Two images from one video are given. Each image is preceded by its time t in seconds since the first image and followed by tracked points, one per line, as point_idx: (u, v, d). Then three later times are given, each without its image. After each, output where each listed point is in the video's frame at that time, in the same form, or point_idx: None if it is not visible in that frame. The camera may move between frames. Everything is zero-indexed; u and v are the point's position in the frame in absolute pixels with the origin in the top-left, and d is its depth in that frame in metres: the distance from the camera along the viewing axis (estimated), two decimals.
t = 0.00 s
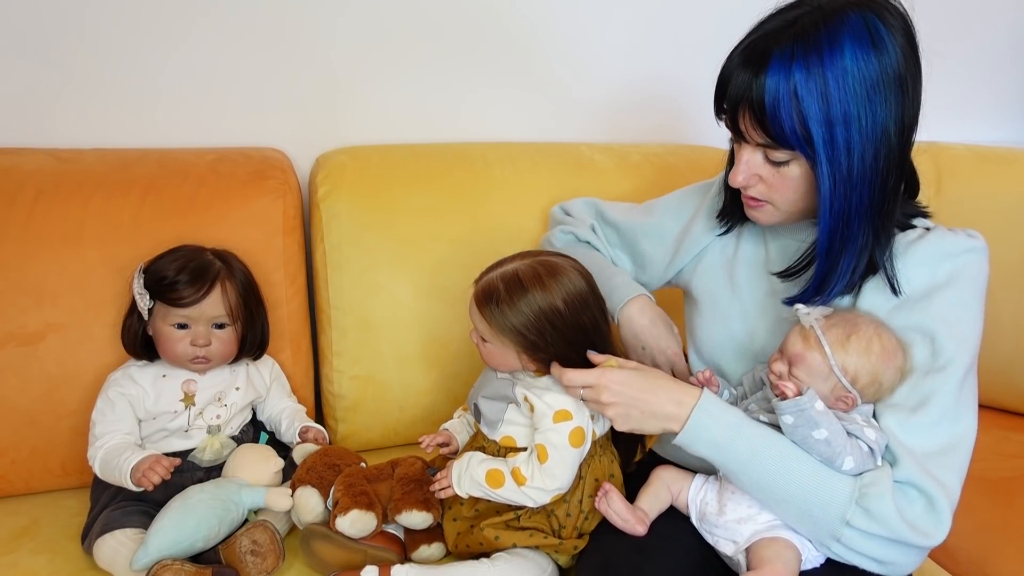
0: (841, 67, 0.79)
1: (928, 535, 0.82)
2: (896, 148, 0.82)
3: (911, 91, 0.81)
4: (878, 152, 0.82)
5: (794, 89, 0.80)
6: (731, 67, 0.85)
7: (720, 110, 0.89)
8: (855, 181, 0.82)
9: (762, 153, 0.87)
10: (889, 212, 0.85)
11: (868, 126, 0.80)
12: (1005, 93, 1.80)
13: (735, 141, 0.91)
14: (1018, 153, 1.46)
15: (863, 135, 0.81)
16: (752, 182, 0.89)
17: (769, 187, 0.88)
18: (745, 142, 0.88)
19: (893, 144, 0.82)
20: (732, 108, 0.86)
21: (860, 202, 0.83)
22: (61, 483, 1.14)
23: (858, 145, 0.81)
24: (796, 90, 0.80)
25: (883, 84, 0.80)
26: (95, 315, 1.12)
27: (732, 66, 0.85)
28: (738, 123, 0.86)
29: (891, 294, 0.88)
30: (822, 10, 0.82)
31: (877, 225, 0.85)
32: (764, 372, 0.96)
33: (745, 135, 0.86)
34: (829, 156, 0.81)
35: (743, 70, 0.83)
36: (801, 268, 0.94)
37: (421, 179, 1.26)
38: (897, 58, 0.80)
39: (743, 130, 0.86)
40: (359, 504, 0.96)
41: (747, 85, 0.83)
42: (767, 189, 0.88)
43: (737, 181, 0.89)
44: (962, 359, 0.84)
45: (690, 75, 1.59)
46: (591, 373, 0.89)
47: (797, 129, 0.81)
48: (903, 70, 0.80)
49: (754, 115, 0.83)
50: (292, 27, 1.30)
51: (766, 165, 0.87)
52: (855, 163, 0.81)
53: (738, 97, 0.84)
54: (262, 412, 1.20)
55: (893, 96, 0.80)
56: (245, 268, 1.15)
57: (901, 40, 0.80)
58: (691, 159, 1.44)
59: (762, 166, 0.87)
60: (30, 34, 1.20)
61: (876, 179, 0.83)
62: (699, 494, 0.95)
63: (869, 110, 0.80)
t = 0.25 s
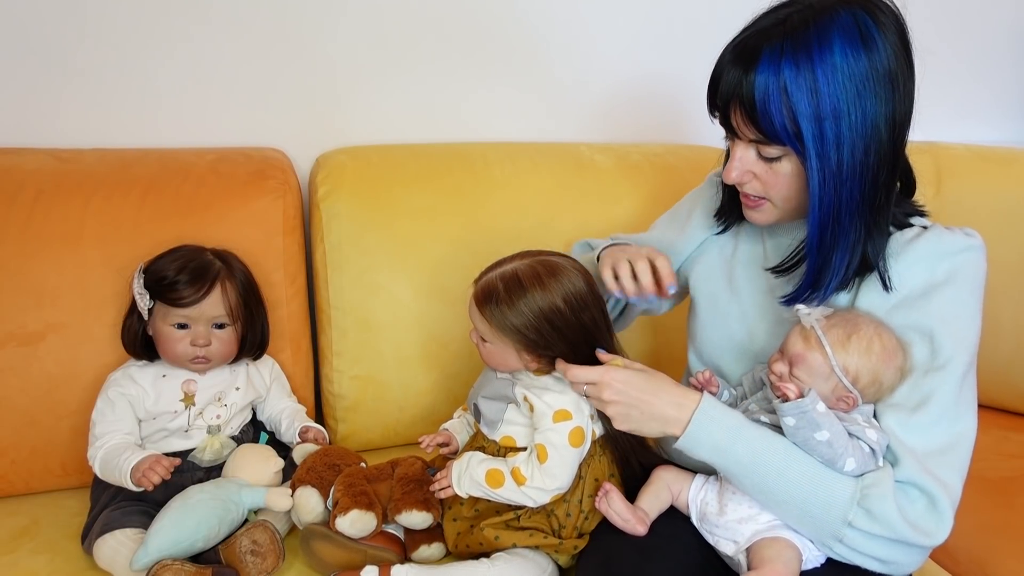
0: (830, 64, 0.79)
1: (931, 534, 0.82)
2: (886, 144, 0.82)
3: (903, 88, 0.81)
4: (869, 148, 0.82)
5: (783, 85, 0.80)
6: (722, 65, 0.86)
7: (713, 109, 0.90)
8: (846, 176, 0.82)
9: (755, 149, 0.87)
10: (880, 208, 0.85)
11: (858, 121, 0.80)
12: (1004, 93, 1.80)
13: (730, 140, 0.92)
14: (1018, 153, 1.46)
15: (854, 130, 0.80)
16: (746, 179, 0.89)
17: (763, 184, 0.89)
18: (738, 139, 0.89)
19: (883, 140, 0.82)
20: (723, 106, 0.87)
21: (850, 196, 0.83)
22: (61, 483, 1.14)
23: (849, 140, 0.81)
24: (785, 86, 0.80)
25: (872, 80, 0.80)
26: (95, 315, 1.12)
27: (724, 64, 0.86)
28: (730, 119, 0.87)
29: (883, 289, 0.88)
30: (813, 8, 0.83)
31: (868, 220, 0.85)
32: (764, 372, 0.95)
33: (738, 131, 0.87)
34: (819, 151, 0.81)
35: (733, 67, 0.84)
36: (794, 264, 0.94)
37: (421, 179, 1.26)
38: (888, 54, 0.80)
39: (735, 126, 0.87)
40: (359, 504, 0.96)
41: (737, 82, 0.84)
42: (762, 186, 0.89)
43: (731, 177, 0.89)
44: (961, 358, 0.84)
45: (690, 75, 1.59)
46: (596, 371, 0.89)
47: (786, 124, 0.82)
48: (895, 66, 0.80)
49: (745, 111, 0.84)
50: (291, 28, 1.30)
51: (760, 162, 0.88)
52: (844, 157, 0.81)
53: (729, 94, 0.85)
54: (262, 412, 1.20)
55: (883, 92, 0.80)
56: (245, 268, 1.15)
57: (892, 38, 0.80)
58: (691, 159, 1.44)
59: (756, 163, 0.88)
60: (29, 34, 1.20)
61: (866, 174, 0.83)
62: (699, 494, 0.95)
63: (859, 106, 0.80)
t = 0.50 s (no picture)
0: (819, 64, 0.80)
1: (930, 535, 0.82)
2: (876, 143, 0.82)
3: (895, 87, 0.81)
4: (858, 147, 0.82)
5: (771, 84, 0.81)
6: (712, 64, 0.87)
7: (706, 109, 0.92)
8: (833, 174, 0.83)
9: (747, 148, 0.88)
10: (870, 207, 0.86)
11: (846, 119, 0.81)
12: (1004, 93, 1.80)
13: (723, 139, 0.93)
14: (1017, 153, 1.46)
15: (841, 129, 0.81)
16: (740, 178, 0.91)
17: (755, 182, 0.90)
18: (730, 138, 0.90)
19: (872, 139, 0.82)
20: (714, 105, 0.88)
21: (839, 195, 0.84)
22: (61, 483, 1.14)
23: (837, 138, 0.81)
24: (772, 85, 0.81)
25: (862, 79, 0.80)
26: (95, 315, 1.12)
27: (715, 63, 0.87)
28: (721, 118, 0.89)
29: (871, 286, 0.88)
30: (805, 8, 0.83)
31: (858, 219, 0.85)
32: (765, 372, 0.96)
33: (729, 129, 0.88)
34: (806, 149, 0.82)
35: (723, 66, 0.86)
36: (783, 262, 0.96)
37: (421, 179, 1.26)
38: (879, 53, 0.80)
39: (726, 125, 0.89)
40: (359, 504, 0.96)
41: (726, 81, 0.85)
42: (754, 184, 0.90)
43: (724, 176, 0.91)
44: (963, 359, 0.83)
45: (690, 75, 1.59)
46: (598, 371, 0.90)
47: (775, 123, 0.82)
48: (885, 66, 0.80)
49: (734, 109, 0.85)
50: (291, 28, 1.30)
51: (752, 160, 0.89)
52: (832, 156, 0.82)
53: (719, 93, 0.86)
54: (262, 412, 1.20)
55: (873, 91, 0.80)
56: (245, 268, 1.15)
57: (883, 37, 0.80)
58: (690, 159, 1.44)
59: (747, 162, 0.89)
60: (29, 34, 1.20)
61: (856, 173, 0.83)
62: (699, 494, 0.95)
63: (847, 105, 0.80)
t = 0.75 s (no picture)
0: (812, 61, 0.80)
1: (931, 531, 0.81)
2: (872, 141, 0.82)
3: (892, 84, 0.81)
4: (853, 145, 0.82)
5: (763, 82, 0.82)
6: (708, 62, 0.88)
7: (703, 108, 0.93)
8: (827, 171, 0.83)
9: (743, 145, 0.89)
10: (868, 205, 0.85)
11: (839, 116, 0.81)
12: (1005, 92, 1.80)
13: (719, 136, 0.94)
14: (1018, 153, 1.46)
15: (833, 126, 0.81)
16: (737, 175, 0.91)
17: (752, 180, 0.91)
18: (727, 135, 0.91)
19: (867, 136, 0.81)
20: (709, 102, 0.89)
21: (832, 192, 0.84)
22: (62, 483, 1.14)
23: (830, 135, 0.81)
24: (765, 83, 0.82)
25: (856, 76, 0.80)
26: (95, 315, 1.12)
27: (710, 61, 0.88)
28: (716, 116, 0.90)
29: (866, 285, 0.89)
30: (801, 7, 0.84)
31: (855, 217, 0.85)
32: (769, 373, 0.96)
33: (724, 126, 0.90)
34: (798, 146, 0.82)
35: (718, 63, 0.87)
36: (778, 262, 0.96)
37: (421, 179, 1.26)
38: (873, 50, 0.80)
39: (721, 122, 0.90)
40: (359, 505, 0.96)
41: (721, 78, 0.86)
42: (750, 182, 0.91)
43: (721, 173, 0.92)
44: (969, 358, 0.83)
45: (690, 75, 1.59)
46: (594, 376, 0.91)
47: (767, 119, 0.83)
48: (882, 65, 0.80)
49: (727, 106, 0.86)
50: (291, 27, 1.30)
51: (747, 158, 0.90)
52: (825, 153, 0.82)
53: (714, 91, 0.88)
54: (262, 412, 1.20)
55: (867, 88, 0.80)
56: (245, 268, 1.15)
57: (879, 35, 0.80)
58: (691, 159, 1.44)
59: (744, 159, 0.90)
60: (29, 34, 1.20)
61: (850, 170, 0.83)
62: (701, 495, 0.95)
63: (840, 102, 0.80)
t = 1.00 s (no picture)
0: (796, 52, 0.82)
1: (929, 525, 0.81)
2: (853, 133, 0.83)
3: (879, 78, 0.82)
4: (835, 137, 0.83)
5: (747, 73, 0.84)
6: (699, 55, 0.91)
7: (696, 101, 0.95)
8: (807, 162, 0.84)
9: (730, 134, 0.91)
10: (848, 198, 0.86)
11: (821, 108, 0.82)
12: (1005, 92, 1.80)
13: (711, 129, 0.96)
14: (1018, 153, 1.46)
15: (815, 118, 0.82)
16: (726, 166, 0.93)
17: (739, 171, 0.92)
18: (716, 125, 0.93)
19: (848, 128, 0.82)
20: (698, 93, 0.92)
21: (811, 182, 0.85)
22: (62, 483, 1.14)
23: (811, 126, 0.83)
24: (750, 73, 0.84)
25: (839, 68, 0.81)
26: (95, 315, 1.12)
27: (701, 53, 0.91)
28: (705, 106, 0.92)
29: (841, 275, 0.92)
30: (790, 3, 0.86)
31: (834, 208, 0.86)
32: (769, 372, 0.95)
33: (712, 116, 0.92)
34: (779, 135, 0.84)
35: (707, 55, 0.89)
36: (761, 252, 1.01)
37: (422, 180, 1.26)
38: (857, 43, 0.81)
39: (710, 113, 0.92)
40: (359, 505, 0.96)
41: (709, 71, 0.88)
42: (738, 174, 0.93)
43: (711, 164, 0.93)
44: (968, 355, 0.83)
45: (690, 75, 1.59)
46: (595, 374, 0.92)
47: (751, 109, 0.85)
48: (869, 60, 0.81)
49: (715, 96, 0.89)
50: (291, 27, 1.30)
51: (735, 147, 0.91)
52: (805, 143, 0.83)
53: (702, 81, 0.90)
54: (262, 412, 1.20)
55: (850, 80, 0.81)
56: (245, 268, 1.15)
57: (867, 30, 0.82)
58: (691, 159, 1.44)
59: (732, 150, 0.91)
60: (29, 34, 1.20)
61: (830, 162, 0.84)
62: (704, 494, 0.95)
63: (822, 94, 0.82)
